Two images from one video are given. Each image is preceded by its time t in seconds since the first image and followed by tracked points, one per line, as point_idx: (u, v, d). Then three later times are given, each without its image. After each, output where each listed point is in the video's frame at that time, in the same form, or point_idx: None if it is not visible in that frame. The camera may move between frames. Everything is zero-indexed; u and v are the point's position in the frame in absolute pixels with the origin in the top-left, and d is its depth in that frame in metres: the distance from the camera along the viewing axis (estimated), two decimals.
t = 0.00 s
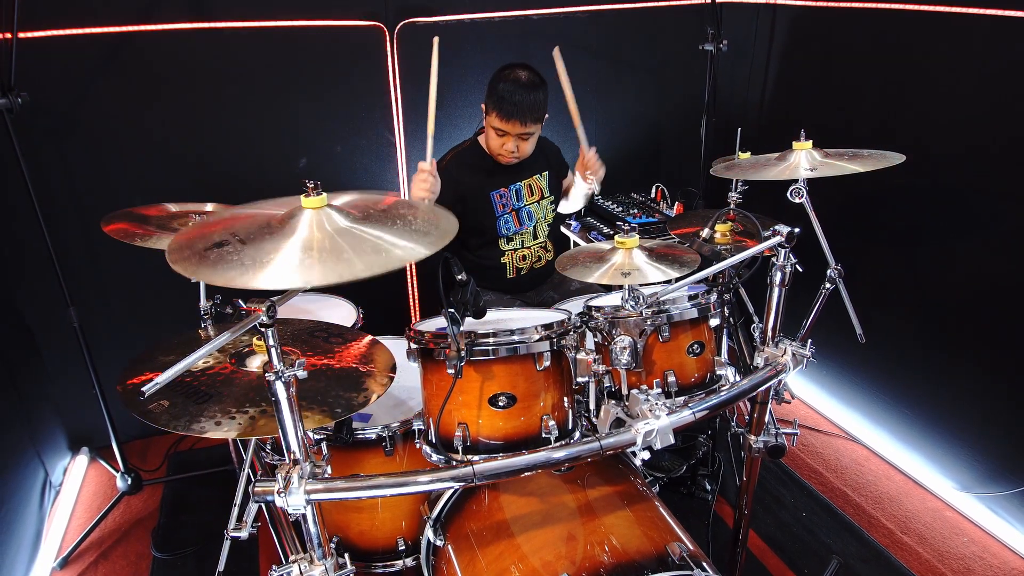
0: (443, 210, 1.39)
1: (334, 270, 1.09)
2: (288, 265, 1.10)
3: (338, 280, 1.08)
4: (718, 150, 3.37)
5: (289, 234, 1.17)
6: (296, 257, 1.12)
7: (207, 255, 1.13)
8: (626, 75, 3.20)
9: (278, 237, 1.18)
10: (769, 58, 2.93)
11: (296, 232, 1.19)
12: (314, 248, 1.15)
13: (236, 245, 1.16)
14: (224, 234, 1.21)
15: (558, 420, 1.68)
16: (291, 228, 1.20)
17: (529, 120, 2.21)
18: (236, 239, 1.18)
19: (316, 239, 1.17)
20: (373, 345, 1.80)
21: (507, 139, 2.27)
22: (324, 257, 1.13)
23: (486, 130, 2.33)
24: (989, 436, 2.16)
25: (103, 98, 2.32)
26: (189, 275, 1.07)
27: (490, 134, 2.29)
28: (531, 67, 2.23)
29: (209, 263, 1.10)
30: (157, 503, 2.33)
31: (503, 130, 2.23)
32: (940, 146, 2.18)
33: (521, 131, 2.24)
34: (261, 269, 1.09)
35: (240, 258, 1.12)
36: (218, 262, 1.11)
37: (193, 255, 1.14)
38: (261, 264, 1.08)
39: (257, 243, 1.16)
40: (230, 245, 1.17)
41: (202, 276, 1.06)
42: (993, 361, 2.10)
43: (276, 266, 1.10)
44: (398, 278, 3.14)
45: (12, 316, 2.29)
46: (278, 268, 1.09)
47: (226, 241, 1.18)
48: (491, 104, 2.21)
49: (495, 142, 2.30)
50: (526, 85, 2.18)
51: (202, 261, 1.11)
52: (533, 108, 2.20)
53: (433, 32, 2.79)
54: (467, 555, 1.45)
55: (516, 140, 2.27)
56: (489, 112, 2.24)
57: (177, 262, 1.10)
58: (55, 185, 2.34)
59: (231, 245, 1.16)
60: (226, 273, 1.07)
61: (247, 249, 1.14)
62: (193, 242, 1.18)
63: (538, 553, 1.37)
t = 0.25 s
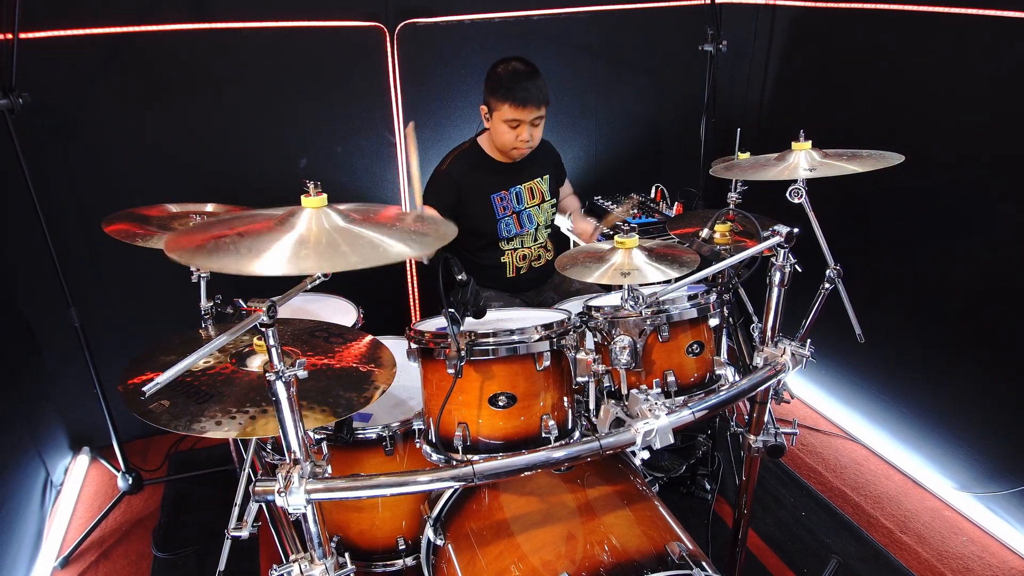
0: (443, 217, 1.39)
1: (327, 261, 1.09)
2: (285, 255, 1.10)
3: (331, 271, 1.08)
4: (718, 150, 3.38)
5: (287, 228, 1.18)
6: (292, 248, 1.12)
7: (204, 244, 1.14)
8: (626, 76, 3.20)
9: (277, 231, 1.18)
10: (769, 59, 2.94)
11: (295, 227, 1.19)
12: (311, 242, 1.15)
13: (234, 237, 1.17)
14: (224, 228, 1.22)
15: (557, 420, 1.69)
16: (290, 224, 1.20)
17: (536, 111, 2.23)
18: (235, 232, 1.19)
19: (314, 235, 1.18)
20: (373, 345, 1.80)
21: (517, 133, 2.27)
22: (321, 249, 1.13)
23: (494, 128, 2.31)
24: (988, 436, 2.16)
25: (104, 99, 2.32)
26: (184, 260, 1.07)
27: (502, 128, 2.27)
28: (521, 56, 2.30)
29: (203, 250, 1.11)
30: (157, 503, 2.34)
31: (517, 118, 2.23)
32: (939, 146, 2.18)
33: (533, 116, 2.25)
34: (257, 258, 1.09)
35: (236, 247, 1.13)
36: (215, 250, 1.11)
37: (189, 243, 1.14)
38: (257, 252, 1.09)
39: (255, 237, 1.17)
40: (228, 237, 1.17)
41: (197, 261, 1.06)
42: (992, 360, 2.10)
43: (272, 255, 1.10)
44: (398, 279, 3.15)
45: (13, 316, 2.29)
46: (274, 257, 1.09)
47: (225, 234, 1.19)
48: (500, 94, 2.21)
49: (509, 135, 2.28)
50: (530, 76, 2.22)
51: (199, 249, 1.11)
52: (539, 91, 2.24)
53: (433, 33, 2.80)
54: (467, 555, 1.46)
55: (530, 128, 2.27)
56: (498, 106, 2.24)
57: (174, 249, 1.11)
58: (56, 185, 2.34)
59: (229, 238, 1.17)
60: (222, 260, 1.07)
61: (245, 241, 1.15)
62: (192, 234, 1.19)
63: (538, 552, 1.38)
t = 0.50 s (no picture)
0: (445, 206, 1.38)
1: (341, 278, 1.10)
2: (292, 275, 1.11)
3: (347, 288, 1.09)
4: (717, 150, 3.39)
5: (292, 239, 1.18)
6: (299, 265, 1.13)
7: (211, 266, 1.14)
8: (626, 76, 3.21)
9: (280, 243, 1.18)
10: (768, 59, 2.94)
11: (299, 237, 1.19)
12: (316, 255, 1.15)
13: (238, 253, 1.17)
14: (227, 239, 1.22)
15: (557, 419, 1.69)
16: (292, 233, 1.20)
17: (548, 100, 2.33)
18: (239, 246, 1.19)
19: (318, 245, 1.17)
20: (373, 345, 1.80)
21: (537, 124, 2.33)
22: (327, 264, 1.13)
23: (515, 128, 2.33)
24: (986, 435, 2.17)
25: (105, 99, 2.33)
26: (194, 290, 1.08)
27: (525, 123, 2.30)
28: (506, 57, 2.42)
29: (213, 274, 1.11)
30: (158, 502, 2.34)
31: (536, 110, 2.29)
32: (937, 146, 2.19)
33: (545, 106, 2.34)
34: (265, 281, 1.09)
35: (243, 267, 1.13)
36: (222, 273, 1.12)
37: (197, 265, 1.14)
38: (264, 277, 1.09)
39: (259, 250, 1.16)
40: (233, 253, 1.17)
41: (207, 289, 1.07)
42: (990, 360, 2.11)
43: (279, 277, 1.10)
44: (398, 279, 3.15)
45: (14, 316, 2.30)
46: (282, 279, 1.10)
47: (229, 249, 1.19)
48: (518, 89, 2.27)
49: (531, 130, 2.32)
50: (525, 67, 2.33)
51: (207, 273, 1.11)
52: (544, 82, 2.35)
53: (433, 34, 2.80)
54: (467, 554, 1.46)
55: (545, 119, 2.35)
56: (518, 103, 2.28)
57: (182, 274, 1.11)
58: (57, 185, 2.35)
59: (234, 254, 1.17)
60: (230, 287, 1.08)
61: (250, 258, 1.15)
62: (197, 251, 1.19)
63: (537, 551, 1.38)
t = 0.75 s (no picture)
0: (444, 222, 1.40)
1: (326, 262, 1.10)
2: (281, 256, 1.12)
3: (330, 273, 1.09)
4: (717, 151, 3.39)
5: (288, 228, 1.20)
6: (290, 249, 1.14)
7: (204, 243, 1.15)
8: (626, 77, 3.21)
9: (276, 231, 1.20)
10: (768, 60, 2.95)
11: (295, 228, 1.20)
12: (309, 242, 1.17)
13: (234, 236, 1.19)
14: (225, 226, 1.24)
15: (557, 419, 1.70)
16: (290, 224, 1.22)
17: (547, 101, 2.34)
18: (236, 231, 1.21)
19: (313, 235, 1.19)
20: (373, 345, 1.81)
21: (536, 125, 2.34)
22: (317, 251, 1.14)
23: (514, 128, 2.33)
24: (985, 435, 2.17)
25: (106, 99, 2.33)
26: (184, 262, 1.09)
27: (525, 124, 2.31)
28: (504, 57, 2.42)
29: (204, 250, 1.13)
30: (159, 502, 2.35)
31: (536, 110, 2.30)
32: (936, 147, 2.20)
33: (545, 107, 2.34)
34: (254, 258, 1.10)
35: (236, 246, 1.15)
36: (213, 251, 1.13)
37: (190, 242, 1.16)
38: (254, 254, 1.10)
39: (255, 236, 1.18)
40: (228, 236, 1.19)
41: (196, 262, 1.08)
42: (989, 360, 2.11)
43: (267, 256, 1.11)
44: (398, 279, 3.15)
45: (15, 315, 2.30)
46: (270, 258, 1.10)
47: (225, 233, 1.20)
48: (519, 91, 2.27)
49: (530, 130, 2.33)
50: (525, 68, 2.34)
51: (199, 249, 1.13)
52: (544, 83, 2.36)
53: (434, 34, 2.80)
54: (467, 554, 1.46)
55: (545, 119, 2.35)
56: (518, 104, 2.28)
57: (175, 248, 1.13)
58: (58, 185, 2.35)
59: (229, 237, 1.19)
60: (219, 261, 1.09)
61: (244, 241, 1.16)
62: (194, 233, 1.21)
63: (538, 551, 1.39)
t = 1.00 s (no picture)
0: (446, 216, 1.39)
1: (330, 272, 1.11)
2: (285, 266, 1.12)
3: (335, 283, 1.09)
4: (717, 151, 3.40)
5: (289, 234, 1.19)
6: (293, 258, 1.14)
7: (207, 254, 1.16)
8: (625, 77, 3.22)
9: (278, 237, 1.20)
10: (767, 61, 2.95)
11: (297, 233, 1.20)
12: (312, 249, 1.17)
13: (236, 244, 1.19)
14: (227, 232, 1.24)
15: (557, 419, 1.70)
16: (291, 229, 1.22)
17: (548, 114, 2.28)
18: (238, 238, 1.21)
19: (316, 241, 1.19)
20: (373, 345, 1.82)
21: (530, 137, 2.32)
22: (321, 259, 1.14)
23: (507, 139, 2.34)
24: (984, 435, 2.18)
25: (107, 99, 2.33)
26: (188, 275, 1.09)
27: (517, 138, 2.31)
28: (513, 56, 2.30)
29: (208, 261, 1.13)
30: (160, 501, 2.35)
31: (530, 126, 2.27)
32: (935, 147, 2.20)
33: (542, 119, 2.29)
34: (258, 271, 1.10)
35: (239, 257, 1.15)
36: (216, 261, 1.13)
37: (193, 253, 1.16)
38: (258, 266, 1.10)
39: (257, 243, 1.18)
40: (230, 244, 1.19)
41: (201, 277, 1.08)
42: (988, 360, 2.12)
43: (271, 267, 1.11)
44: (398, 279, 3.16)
45: (16, 315, 2.31)
46: (274, 270, 1.11)
47: (227, 241, 1.21)
48: (514, 107, 2.21)
49: (522, 143, 2.33)
50: (527, 78, 2.23)
51: (202, 260, 1.13)
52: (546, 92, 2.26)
53: (434, 35, 2.81)
54: (467, 553, 1.47)
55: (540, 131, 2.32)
56: (512, 119, 2.25)
57: (178, 260, 1.13)
58: (59, 185, 2.36)
59: (231, 245, 1.19)
60: (223, 274, 1.09)
61: (246, 249, 1.16)
62: (196, 242, 1.21)
63: (538, 550, 1.39)
